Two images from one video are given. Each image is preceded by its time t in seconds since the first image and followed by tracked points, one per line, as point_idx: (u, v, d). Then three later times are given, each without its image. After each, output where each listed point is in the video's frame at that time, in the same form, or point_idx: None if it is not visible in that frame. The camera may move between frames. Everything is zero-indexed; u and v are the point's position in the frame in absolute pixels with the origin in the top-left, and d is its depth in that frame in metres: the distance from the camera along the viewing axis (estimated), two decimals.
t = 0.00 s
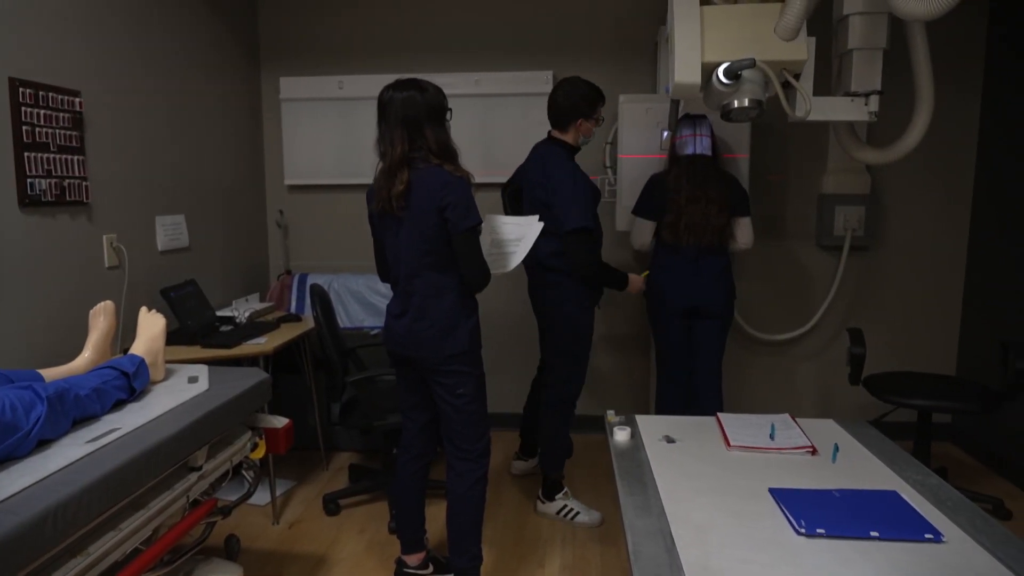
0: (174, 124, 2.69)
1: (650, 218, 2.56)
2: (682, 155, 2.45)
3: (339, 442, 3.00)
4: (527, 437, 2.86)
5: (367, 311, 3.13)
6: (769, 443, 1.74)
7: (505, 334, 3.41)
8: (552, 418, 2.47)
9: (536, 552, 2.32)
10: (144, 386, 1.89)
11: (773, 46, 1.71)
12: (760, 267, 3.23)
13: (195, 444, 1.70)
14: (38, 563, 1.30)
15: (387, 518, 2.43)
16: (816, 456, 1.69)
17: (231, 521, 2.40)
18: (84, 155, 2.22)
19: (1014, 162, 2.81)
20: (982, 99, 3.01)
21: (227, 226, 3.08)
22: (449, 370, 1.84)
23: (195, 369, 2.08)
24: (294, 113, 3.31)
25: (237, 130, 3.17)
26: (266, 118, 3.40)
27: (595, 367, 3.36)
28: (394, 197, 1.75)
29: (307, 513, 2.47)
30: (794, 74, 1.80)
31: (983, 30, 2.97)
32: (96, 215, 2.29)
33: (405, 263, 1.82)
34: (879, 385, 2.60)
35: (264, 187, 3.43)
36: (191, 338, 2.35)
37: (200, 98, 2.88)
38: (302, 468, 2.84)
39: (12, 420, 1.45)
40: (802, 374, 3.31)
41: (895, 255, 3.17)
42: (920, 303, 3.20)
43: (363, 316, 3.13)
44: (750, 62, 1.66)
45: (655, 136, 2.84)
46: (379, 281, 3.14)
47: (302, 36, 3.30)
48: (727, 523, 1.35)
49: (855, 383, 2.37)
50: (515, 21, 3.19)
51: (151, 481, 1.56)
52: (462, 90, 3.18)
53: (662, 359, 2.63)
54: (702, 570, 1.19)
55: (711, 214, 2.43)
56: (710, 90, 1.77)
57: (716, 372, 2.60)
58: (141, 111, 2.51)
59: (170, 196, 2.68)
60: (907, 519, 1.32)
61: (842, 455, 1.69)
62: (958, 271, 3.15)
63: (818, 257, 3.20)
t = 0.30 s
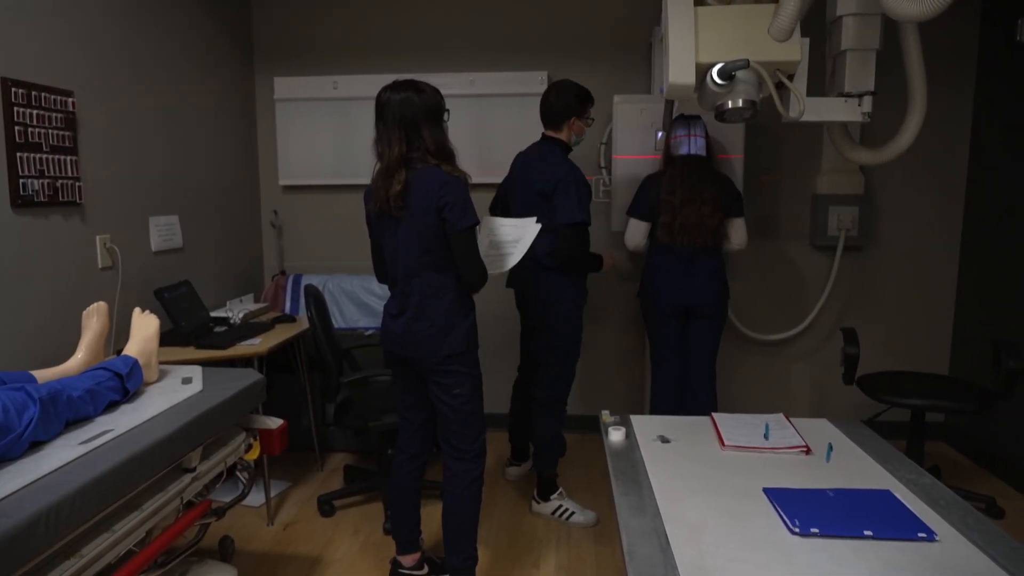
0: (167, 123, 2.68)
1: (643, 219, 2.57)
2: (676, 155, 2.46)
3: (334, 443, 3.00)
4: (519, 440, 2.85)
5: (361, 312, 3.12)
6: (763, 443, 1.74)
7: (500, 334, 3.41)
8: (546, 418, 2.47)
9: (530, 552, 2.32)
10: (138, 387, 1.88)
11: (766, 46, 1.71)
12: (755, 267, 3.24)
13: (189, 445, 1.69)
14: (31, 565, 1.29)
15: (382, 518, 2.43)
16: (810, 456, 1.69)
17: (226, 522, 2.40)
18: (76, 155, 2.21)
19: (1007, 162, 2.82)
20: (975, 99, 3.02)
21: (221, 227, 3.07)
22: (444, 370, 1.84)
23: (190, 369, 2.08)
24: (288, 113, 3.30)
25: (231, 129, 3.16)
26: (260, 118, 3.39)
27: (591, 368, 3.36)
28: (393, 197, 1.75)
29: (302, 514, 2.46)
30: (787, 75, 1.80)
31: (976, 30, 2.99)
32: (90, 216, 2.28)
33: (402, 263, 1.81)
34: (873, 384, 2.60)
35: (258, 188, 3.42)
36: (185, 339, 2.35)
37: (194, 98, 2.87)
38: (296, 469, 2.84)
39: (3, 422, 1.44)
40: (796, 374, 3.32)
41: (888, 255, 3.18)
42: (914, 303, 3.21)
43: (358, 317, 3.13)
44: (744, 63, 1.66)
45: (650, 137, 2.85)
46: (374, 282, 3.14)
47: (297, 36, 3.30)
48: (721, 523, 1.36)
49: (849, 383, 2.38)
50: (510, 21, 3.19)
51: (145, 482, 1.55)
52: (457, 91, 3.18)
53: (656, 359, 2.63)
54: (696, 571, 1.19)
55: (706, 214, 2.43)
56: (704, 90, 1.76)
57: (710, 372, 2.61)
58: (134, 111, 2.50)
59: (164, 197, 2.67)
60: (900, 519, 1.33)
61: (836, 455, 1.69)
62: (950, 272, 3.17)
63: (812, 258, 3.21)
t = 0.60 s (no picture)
0: (163, 123, 2.68)
1: (638, 220, 2.57)
2: (670, 157, 2.47)
3: (330, 444, 3.00)
4: (515, 440, 2.86)
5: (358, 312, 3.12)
6: (759, 443, 1.75)
7: (496, 334, 3.41)
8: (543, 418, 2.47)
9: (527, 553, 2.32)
10: (133, 387, 1.87)
11: (761, 46, 1.72)
12: (750, 267, 3.25)
13: (185, 446, 1.69)
14: (26, 567, 1.29)
15: (379, 518, 2.42)
16: (806, 456, 1.70)
17: (221, 523, 2.39)
18: (71, 155, 2.20)
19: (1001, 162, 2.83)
20: (969, 100, 3.03)
21: (216, 227, 3.07)
22: (441, 370, 1.84)
23: (185, 369, 2.08)
24: (284, 113, 3.30)
25: (226, 129, 3.15)
26: (255, 118, 3.38)
27: (587, 368, 3.36)
28: (392, 197, 1.76)
29: (298, 514, 2.46)
30: (783, 75, 1.80)
31: (969, 31, 3.00)
32: (84, 216, 2.28)
33: (401, 262, 1.82)
34: (868, 384, 2.61)
35: (253, 188, 3.41)
36: (180, 340, 2.35)
37: (190, 98, 2.86)
38: (292, 469, 2.83)
39: None
40: (792, 374, 3.32)
41: (884, 255, 3.19)
42: (909, 302, 3.22)
43: (354, 317, 3.12)
44: (740, 64, 1.65)
45: (646, 137, 2.85)
46: (370, 283, 3.14)
47: (293, 36, 3.29)
48: (718, 522, 1.36)
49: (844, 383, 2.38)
50: (506, 22, 3.19)
51: (140, 483, 1.55)
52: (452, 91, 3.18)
53: (652, 360, 2.63)
54: (692, 570, 1.19)
55: (702, 213, 2.43)
56: (700, 90, 1.76)
57: (706, 372, 2.61)
58: (130, 112, 2.49)
59: (159, 197, 2.67)
60: (895, 518, 1.33)
61: (831, 454, 1.69)
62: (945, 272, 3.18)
63: (807, 258, 3.22)
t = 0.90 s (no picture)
0: (158, 123, 2.67)
1: (633, 220, 2.57)
2: (663, 158, 2.47)
3: (326, 444, 2.99)
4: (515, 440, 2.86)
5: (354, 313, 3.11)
6: (755, 442, 1.75)
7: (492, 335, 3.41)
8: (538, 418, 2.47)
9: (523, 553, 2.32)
10: (128, 389, 1.87)
11: (756, 46, 1.71)
12: (746, 267, 3.25)
13: (180, 447, 1.68)
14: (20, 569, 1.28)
15: (375, 519, 2.42)
16: (801, 455, 1.70)
17: (216, 524, 2.39)
18: (65, 155, 2.20)
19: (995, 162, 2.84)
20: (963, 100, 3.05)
21: (212, 227, 3.06)
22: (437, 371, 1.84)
23: (180, 369, 2.07)
24: (280, 113, 3.29)
25: (221, 129, 3.14)
26: (250, 118, 3.38)
27: (584, 368, 3.36)
28: (400, 199, 1.79)
29: (293, 515, 2.45)
30: (778, 75, 1.81)
31: (963, 32, 3.01)
32: (79, 216, 2.27)
33: (411, 262, 1.83)
34: (863, 383, 2.62)
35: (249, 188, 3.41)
36: (174, 340, 2.34)
37: (185, 97, 2.86)
38: (288, 470, 2.83)
39: None
40: (787, 374, 3.33)
41: (879, 255, 3.20)
42: (904, 302, 3.23)
43: (350, 317, 3.12)
44: (735, 64, 1.67)
45: (641, 137, 2.85)
46: (366, 283, 3.13)
47: (288, 36, 3.28)
48: (714, 522, 1.36)
49: (839, 382, 2.39)
50: (501, 22, 3.19)
51: (135, 484, 1.54)
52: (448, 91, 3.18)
53: (648, 360, 2.63)
54: (688, 570, 1.19)
55: (695, 213, 2.44)
56: (695, 90, 1.77)
57: (701, 372, 2.61)
58: (124, 112, 2.49)
59: (154, 198, 2.66)
60: (890, 517, 1.34)
61: (826, 454, 1.70)
62: (940, 271, 3.19)
63: (803, 257, 3.23)
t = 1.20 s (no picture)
0: (153, 123, 2.67)
1: (630, 219, 2.57)
2: (659, 158, 2.47)
3: (322, 445, 2.99)
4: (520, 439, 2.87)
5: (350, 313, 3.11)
6: (750, 442, 1.75)
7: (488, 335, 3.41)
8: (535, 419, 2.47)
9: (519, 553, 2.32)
10: (123, 389, 1.86)
11: (750, 46, 1.72)
12: (742, 267, 3.26)
13: (175, 447, 1.68)
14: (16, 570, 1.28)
15: (372, 519, 2.42)
16: (797, 454, 1.70)
17: (212, 525, 2.39)
18: (60, 155, 2.19)
19: (989, 161, 2.85)
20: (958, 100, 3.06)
21: (207, 227, 3.05)
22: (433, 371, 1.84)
23: (176, 369, 2.07)
24: (276, 113, 3.29)
25: (217, 129, 3.14)
26: (246, 119, 3.37)
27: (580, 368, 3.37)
28: (433, 199, 1.83)
29: (290, 516, 2.45)
30: (773, 75, 1.81)
31: (958, 32, 3.02)
32: (73, 216, 2.26)
33: (444, 257, 1.87)
34: (859, 383, 2.62)
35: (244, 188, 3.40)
36: (170, 341, 2.34)
37: (180, 97, 2.85)
38: (284, 471, 2.83)
39: None
40: (783, 373, 3.34)
41: (875, 254, 3.21)
42: (899, 302, 3.24)
43: (346, 317, 3.11)
44: (731, 64, 1.67)
45: (638, 137, 2.86)
46: (363, 283, 3.13)
47: (284, 36, 3.28)
48: (710, 522, 1.36)
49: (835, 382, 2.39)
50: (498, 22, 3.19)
51: (130, 485, 1.54)
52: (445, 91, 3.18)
53: (645, 360, 2.63)
54: (684, 570, 1.19)
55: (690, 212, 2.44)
56: (691, 90, 1.76)
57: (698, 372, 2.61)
58: (119, 111, 2.48)
59: (149, 198, 2.65)
60: (884, 516, 1.34)
61: (821, 454, 1.70)
62: (935, 271, 3.20)
63: (798, 257, 3.23)
